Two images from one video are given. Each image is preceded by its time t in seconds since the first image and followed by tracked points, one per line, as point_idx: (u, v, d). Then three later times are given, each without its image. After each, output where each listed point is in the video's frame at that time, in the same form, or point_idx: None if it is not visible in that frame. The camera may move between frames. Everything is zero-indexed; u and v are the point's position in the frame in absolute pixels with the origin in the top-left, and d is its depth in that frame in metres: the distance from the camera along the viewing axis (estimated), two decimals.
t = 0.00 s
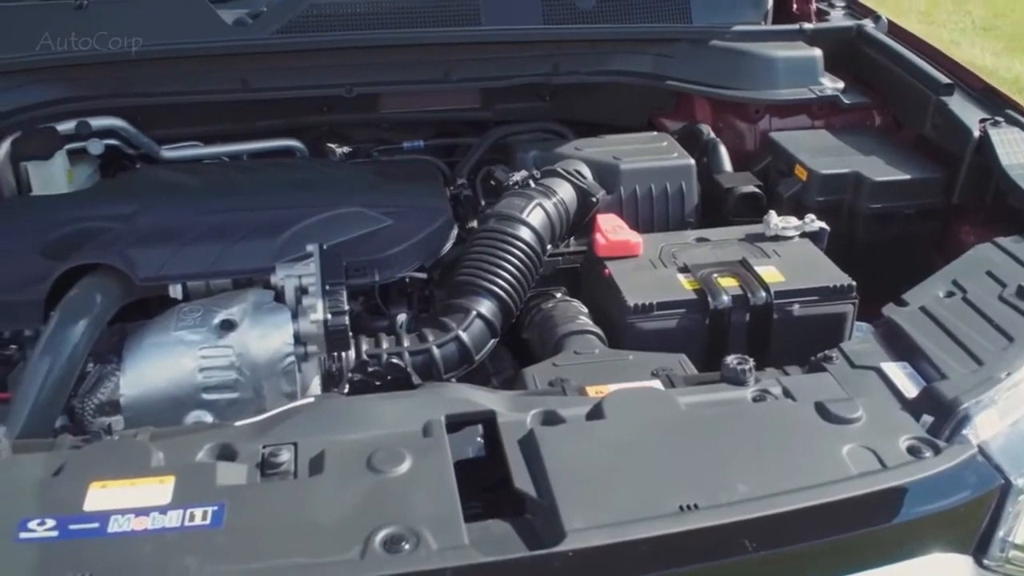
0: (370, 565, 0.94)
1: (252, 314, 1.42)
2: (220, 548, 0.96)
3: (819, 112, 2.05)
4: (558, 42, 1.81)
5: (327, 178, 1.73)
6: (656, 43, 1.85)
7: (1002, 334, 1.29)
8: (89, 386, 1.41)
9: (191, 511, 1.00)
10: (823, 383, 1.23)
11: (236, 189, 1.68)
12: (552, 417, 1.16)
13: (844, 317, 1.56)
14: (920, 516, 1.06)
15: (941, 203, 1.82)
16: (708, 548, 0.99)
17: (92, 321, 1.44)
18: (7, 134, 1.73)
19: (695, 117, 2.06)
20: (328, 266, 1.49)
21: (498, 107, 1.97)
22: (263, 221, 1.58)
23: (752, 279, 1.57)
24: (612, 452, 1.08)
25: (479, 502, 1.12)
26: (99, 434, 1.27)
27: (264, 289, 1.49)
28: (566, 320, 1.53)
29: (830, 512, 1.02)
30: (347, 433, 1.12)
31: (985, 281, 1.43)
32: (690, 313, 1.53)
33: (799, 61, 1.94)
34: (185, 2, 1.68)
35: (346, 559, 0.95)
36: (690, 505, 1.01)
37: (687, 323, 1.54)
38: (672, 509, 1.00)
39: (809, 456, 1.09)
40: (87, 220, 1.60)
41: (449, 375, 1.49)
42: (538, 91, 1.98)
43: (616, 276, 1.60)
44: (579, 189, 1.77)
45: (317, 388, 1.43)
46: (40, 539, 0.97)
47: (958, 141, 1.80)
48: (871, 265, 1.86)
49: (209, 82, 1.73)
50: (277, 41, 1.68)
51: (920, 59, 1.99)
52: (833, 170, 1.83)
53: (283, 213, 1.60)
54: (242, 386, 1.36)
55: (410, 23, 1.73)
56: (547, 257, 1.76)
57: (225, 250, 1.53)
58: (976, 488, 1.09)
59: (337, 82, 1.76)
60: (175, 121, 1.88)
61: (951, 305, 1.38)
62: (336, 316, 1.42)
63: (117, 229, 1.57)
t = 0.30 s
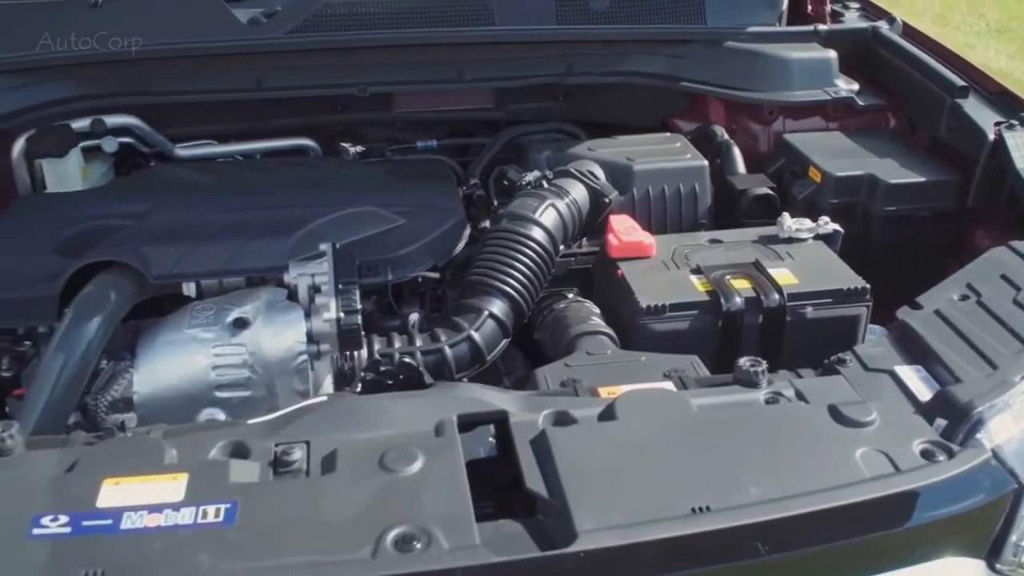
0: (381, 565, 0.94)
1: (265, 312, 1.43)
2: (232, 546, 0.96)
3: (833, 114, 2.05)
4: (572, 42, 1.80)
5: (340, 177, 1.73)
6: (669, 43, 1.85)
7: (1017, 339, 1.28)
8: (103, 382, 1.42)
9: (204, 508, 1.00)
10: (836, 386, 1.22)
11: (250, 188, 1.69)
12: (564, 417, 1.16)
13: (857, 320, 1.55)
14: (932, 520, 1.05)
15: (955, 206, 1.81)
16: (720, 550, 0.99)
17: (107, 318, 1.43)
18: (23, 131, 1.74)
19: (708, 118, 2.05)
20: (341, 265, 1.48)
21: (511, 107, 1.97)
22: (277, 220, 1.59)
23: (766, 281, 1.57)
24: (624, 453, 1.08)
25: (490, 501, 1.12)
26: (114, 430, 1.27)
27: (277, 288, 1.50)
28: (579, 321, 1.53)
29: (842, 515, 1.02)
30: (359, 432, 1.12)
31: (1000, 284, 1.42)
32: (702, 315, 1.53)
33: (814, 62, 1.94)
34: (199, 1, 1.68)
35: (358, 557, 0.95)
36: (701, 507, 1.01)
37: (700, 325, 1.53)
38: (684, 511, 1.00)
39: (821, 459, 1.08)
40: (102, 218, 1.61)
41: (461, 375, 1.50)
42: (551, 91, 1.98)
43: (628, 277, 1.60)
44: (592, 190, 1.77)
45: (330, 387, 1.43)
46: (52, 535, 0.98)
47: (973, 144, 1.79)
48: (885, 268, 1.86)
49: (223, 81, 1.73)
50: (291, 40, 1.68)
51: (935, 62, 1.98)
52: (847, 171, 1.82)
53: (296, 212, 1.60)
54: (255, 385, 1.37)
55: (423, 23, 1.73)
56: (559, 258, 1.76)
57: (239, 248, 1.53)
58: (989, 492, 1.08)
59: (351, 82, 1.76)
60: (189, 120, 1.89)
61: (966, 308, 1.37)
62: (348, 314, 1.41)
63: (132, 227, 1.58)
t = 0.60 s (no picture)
0: (396, 563, 0.94)
1: (281, 310, 1.44)
2: (247, 542, 0.97)
3: (851, 117, 2.04)
4: (589, 43, 1.80)
5: (357, 176, 1.74)
6: (686, 45, 1.85)
7: None
8: (119, 378, 1.43)
9: (219, 504, 1.01)
10: (852, 390, 1.22)
11: (266, 186, 1.69)
12: (579, 418, 1.16)
13: (874, 323, 1.55)
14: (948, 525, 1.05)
15: (972, 210, 1.80)
16: (735, 552, 0.98)
17: (124, 314, 1.44)
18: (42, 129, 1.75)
19: (724, 120, 2.04)
20: (358, 263, 1.49)
21: (528, 107, 1.97)
22: (293, 219, 1.59)
23: (782, 284, 1.56)
24: (639, 454, 1.08)
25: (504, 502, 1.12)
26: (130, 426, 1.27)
27: (294, 287, 1.51)
28: (594, 322, 1.53)
29: (858, 519, 1.01)
30: (373, 430, 1.13)
31: (1018, 289, 1.41)
32: (718, 317, 1.52)
33: (832, 65, 1.93)
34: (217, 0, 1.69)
35: (372, 556, 0.95)
36: (717, 509, 1.01)
37: (715, 327, 1.53)
38: (699, 514, 1.00)
39: (838, 463, 1.08)
40: (119, 215, 1.61)
41: (475, 374, 1.50)
42: (567, 92, 1.98)
43: (643, 278, 1.60)
44: (608, 191, 1.76)
45: (345, 385, 1.44)
46: (68, 531, 0.98)
47: (992, 148, 1.78)
48: (902, 271, 1.85)
49: (240, 79, 1.74)
50: (308, 40, 1.69)
51: (954, 65, 1.97)
52: (864, 174, 1.81)
53: (313, 210, 1.61)
54: (270, 382, 1.37)
55: (440, 23, 1.74)
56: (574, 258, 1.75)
57: (255, 246, 1.53)
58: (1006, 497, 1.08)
59: (368, 82, 1.77)
60: (206, 118, 1.90)
61: (984, 313, 1.36)
62: (365, 313, 1.41)
63: (149, 225, 1.58)
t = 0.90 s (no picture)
0: (408, 562, 0.94)
1: (296, 308, 1.44)
2: (261, 540, 0.97)
3: (867, 119, 2.03)
4: (605, 44, 1.80)
5: (371, 176, 1.74)
6: (702, 46, 1.84)
7: None
8: (135, 375, 1.43)
9: (234, 502, 1.01)
10: (868, 393, 1.21)
11: (281, 185, 1.70)
12: (592, 419, 1.15)
13: (890, 326, 1.54)
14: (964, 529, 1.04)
15: (989, 213, 1.79)
16: (748, 555, 0.98)
17: (140, 311, 1.45)
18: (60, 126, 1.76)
19: (739, 121, 2.04)
20: (372, 262, 1.49)
21: (543, 108, 1.97)
22: (308, 217, 1.59)
23: (797, 286, 1.56)
24: (652, 456, 1.07)
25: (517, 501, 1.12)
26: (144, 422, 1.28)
27: (308, 285, 1.51)
28: (607, 323, 1.53)
29: (872, 523, 1.01)
30: (387, 429, 1.13)
31: None
32: (733, 319, 1.52)
33: (848, 67, 1.91)
34: None
35: (386, 554, 0.95)
36: (730, 512, 1.00)
37: (730, 329, 1.52)
38: (713, 516, 1.00)
39: (852, 466, 1.07)
40: (136, 213, 1.62)
41: (489, 374, 1.50)
42: (582, 92, 1.97)
43: (657, 280, 1.59)
44: (623, 192, 1.76)
45: (358, 384, 1.44)
46: (83, 527, 0.99)
47: (1009, 151, 1.77)
48: (917, 275, 1.84)
49: (256, 78, 1.74)
50: (323, 39, 1.69)
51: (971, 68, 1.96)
52: (881, 177, 1.80)
53: (328, 209, 1.61)
54: (284, 380, 1.38)
55: (456, 24, 1.74)
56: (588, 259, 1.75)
57: (270, 245, 1.54)
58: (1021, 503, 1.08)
59: (383, 81, 1.77)
60: (222, 117, 1.90)
61: (1000, 317, 1.36)
62: (379, 312, 1.43)
63: (165, 223, 1.59)
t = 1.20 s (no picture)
0: (424, 561, 0.94)
1: (313, 306, 1.45)
2: (278, 537, 0.97)
3: (887, 121, 2.02)
4: (623, 44, 1.79)
5: (388, 175, 1.74)
6: (722, 47, 1.84)
7: None
8: (153, 371, 1.44)
9: (250, 498, 1.02)
10: (886, 397, 1.21)
11: (300, 184, 1.70)
12: (608, 420, 1.15)
13: (909, 330, 1.53)
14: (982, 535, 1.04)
15: (1010, 217, 1.78)
16: (764, 558, 0.98)
17: (158, 307, 1.45)
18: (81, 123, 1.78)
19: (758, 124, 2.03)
20: (390, 262, 1.52)
21: (560, 108, 1.97)
22: (326, 215, 1.60)
23: (815, 289, 1.55)
24: (669, 457, 1.07)
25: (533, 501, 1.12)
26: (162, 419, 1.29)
27: (326, 283, 1.51)
28: (624, 324, 1.52)
29: (889, 528, 1.01)
30: (403, 428, 1.13)
31: None
32: (750, 321, 1.52)
33: (869, 69, 1.91)
34: None
35: (401, 553, 0.95)
36: (747, 515, 1.00)
37: (747, 331, 1.52)
38: (729, 519, 0.99)
39: (869, 471, 1.07)
40: (155, 210, 1.63)
41: (505, 374, 1.50)
42: (600, 93, 1.97)
43: (675, 281, 1.59)
44: (641, 193, 1.76)
45: (375, 382, 1.45)
46: (100, 522, 0.99)
47: None
48: (936, 278, 1.83)
49: (275, 76, 1.75)
50: (343, 38, 1.69)
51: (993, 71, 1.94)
52: (901, 180, 1.79)
53: (345, 208, 1.62)
54: (300, 378, 1.38)
55: (474, 23, 1.74)
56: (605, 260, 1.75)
57: (288, 243, 1.54)
58: None
59: (402, 80, 1.77)
60: (241, 115, 1.91)
61: (1020, 321, 1.35)
62: (396, 311, 1.45)
63: (184, 220, 1.60)
